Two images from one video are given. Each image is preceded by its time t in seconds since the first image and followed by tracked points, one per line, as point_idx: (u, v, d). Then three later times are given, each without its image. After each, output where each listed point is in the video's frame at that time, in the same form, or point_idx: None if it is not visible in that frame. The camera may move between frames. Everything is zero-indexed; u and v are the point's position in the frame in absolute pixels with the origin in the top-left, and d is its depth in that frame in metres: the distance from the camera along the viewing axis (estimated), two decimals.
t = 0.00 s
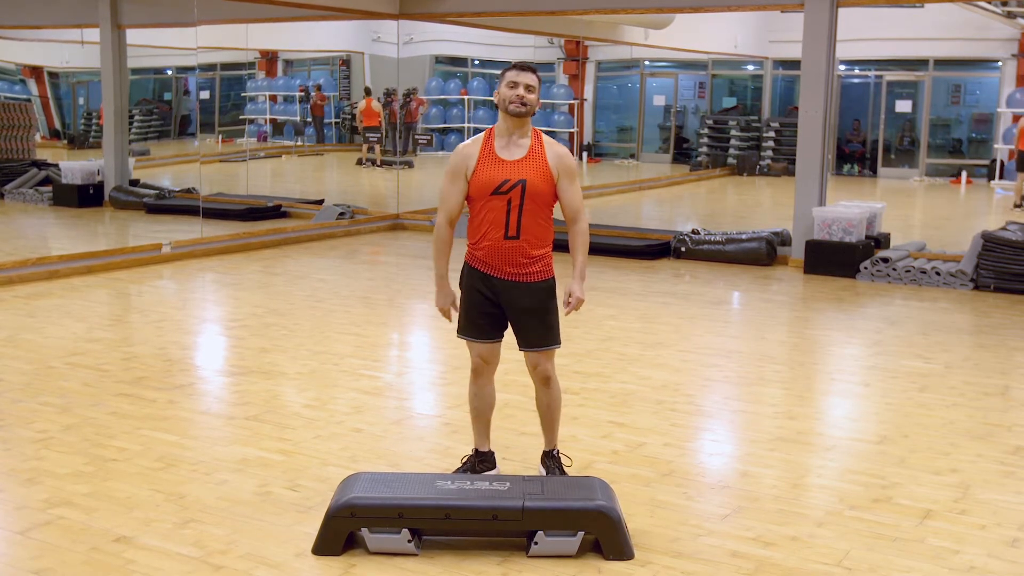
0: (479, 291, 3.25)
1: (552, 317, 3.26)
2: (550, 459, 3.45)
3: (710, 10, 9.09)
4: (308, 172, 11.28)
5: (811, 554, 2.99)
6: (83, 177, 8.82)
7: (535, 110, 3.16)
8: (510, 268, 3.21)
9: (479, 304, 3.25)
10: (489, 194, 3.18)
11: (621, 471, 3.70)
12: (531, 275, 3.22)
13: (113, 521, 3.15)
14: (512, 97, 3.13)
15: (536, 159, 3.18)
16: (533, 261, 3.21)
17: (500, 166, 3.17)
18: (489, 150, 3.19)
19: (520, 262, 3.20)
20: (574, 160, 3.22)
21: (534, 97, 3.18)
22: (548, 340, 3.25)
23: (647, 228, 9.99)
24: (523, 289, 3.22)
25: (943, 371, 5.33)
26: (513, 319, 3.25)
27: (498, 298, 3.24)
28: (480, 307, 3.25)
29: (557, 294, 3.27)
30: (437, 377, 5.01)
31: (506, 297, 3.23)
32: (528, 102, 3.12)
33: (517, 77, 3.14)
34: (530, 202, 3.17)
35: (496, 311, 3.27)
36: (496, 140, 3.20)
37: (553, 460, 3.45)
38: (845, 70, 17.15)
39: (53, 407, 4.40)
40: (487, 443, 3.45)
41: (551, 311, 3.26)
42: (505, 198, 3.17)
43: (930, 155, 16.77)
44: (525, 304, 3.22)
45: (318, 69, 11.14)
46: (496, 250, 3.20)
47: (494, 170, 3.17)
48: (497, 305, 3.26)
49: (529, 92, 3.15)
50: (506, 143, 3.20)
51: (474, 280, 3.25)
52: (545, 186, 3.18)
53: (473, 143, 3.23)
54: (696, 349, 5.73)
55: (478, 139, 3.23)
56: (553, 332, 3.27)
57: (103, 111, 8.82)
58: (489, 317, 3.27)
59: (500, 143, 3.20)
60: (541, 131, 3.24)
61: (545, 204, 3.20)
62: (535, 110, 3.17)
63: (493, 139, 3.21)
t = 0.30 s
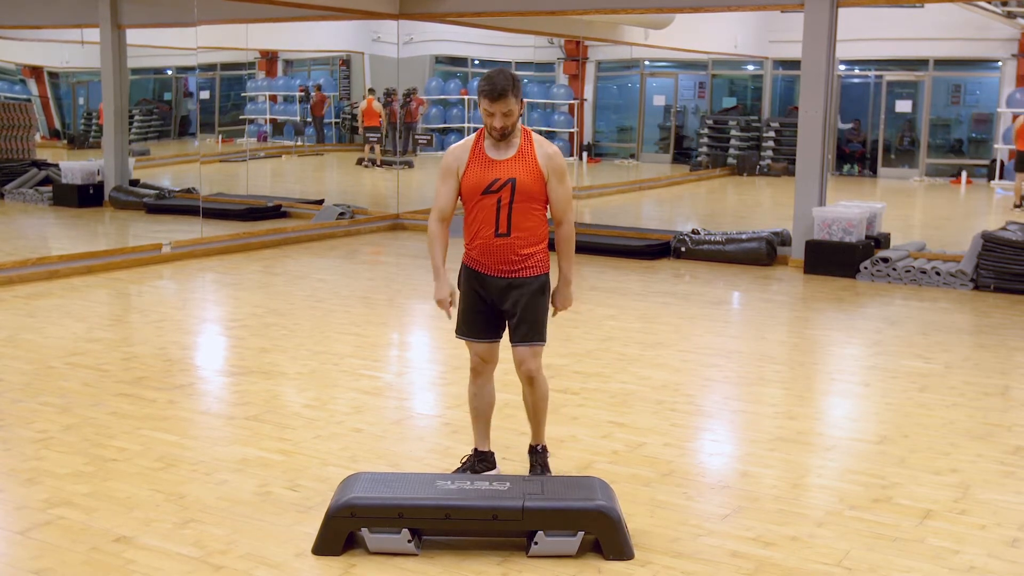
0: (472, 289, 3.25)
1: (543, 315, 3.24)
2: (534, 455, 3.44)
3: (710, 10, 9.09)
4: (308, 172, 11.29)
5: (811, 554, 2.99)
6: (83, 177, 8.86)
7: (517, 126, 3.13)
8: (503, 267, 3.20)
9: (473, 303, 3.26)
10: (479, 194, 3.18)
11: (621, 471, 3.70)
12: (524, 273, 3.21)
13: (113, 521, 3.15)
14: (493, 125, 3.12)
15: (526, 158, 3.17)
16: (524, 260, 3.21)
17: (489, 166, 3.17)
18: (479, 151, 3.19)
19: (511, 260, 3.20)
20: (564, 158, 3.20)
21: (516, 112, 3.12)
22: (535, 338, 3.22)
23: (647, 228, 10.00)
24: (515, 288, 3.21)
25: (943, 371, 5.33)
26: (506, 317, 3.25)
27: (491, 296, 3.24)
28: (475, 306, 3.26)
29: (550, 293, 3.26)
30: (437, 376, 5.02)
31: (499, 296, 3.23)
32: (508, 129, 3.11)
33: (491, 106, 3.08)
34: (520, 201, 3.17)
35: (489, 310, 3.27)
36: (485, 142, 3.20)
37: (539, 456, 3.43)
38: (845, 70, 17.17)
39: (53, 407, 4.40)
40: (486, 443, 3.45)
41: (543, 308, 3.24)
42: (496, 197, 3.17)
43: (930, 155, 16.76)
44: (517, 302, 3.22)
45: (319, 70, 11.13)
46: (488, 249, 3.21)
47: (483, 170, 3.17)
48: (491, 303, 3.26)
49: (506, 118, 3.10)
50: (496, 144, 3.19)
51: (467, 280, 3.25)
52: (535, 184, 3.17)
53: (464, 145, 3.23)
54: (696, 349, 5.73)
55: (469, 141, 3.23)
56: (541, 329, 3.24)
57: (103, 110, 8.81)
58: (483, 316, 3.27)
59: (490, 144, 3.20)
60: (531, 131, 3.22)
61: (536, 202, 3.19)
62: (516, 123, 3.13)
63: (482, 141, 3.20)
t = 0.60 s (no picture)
0: (478, 289, 3.25)
1: (548, 316, 3.26)
2: (534, 459, 3.44)
3: (710, 10, 9.10)
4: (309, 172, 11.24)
5: (811, 554, 2.99)
6: (83, 176, 8.82)
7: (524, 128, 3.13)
8: (509, 269, 3.21)
9: (478, 303, 3.25)
10: (485, 196, 3.18)
11: (621, 471, 3.70)
12: (531, 275, 3.22)
13: (113, 521, 3.15)
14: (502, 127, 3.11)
15: (531, 160, 3.16)
16: (531, 261, 3.21)
17: (495, 169, 3.17)
18: (485, 152, 3.19)
19: (517, 263, 3.20)
20: (570, 160, 3.16)
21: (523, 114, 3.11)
22: (544, 339, 3.27)
23: (647, 228, 10.00)
24: (522, 289, 3.22)
25: (943, 371, 5.33)
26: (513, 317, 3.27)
27: (497, 298, 3.25)
28: (480, 305, 3.25)
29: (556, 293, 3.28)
30: (437, 377, 5.02)
31: (505, 297, 3.24)
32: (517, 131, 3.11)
33: (501, 108, 3.07)
34: (526, 203, 3.17)
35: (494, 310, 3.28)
36: (491, 143, 3.20)
37: (539, 460, 3.43)
38: (845, 69, 17.16)
39: (53, 407, 4.40)
40: (486, 441, 3.46)
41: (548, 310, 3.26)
42: (501, 199, 3.17)
43: (929, 155, 16.75)
44: (523, 303, 3.23)
45: (319, 70, 11.11)
46: (495, 252, 3.21)
47: (489, 172, 3.17)
48: (496, 303, 3.26)
49: (515, 119, 3.09)
50: (501, 145, 3.19)
51: (472, 280, 3.25)
52: (540, 186, 3.16)
53: (470, 145, 3.24)
54: (696, 349, 5.73)
55: (475, 141, 3.23)
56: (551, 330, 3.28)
57: (103, 110, 8.81)
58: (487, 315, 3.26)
59: (496, 144, 3.19)
60: (537, 131, 3.20)
61: (542, 204, 3.19)
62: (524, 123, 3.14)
63: (488, 142, 3.20)
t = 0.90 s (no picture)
0: (474, 292, 3.24)
1: (548, 312, 3.26)
2: (539, 459, 3.44)
3: (710, 10, 9.10)
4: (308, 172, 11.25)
5: (811, 554, 2.99)
6: (83, 177, 8.81)
7: (504, 111, 3.15)
8: (504, 267, 3.21)
9: (475, 308, 3.26)
10: (473, 197, 3.17)
11: (621, 471, 3.70)
12: (528, 271, 3.22)
13: (113, 521, 3.15)
14: (480, 104, 3.14)
15: (514, 154, 3.17)
16: (526, 256, 3.21)
17: (480, 168, 3.17)
18: (467, 153, 3.20)
19: (511, 260, 3.20)
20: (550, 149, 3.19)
21: (501, 96, 3.16)
22: (544, 336, 3.26)
23: (647, 228, 10.07)
24: (519, 287, 3.21)
25: (943, 371, 5.33)
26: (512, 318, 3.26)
27: (493, 299, 3.24)
28: (478, 310, 3.26)
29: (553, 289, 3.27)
30: (437, 377, 5.02)
31: (504, 298, 3.23)
32: (495, 105, 3.12)
33: (481, 81, 3.13)
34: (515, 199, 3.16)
35: (493, 313, 3.28)
36: (472, 143, 3.22)
37: (542, 460, 3.44)
38: (845, 70, 17.16)
39: (53, 407, 4.40)
40: (488, 442, 3.45)
41: (546, 306, 3.25)
42: (490, 197, 3.16)
43: (930, 155, 16.74)
44: (521, 303, 3.22)
45: (319, 70, 11.08)
46: (489, 252, 3.20)
47: (473, 172, 3.18)
48: (493, 306, 3.26)
49: (494, 95, 3.14)
50: (483, 143, 3.20)
51: (469, 284, 3.25)
52: (526, 179, 3.16)
53: (451, 149, 3.25)
54: (696, 349, 5.73)
55: (456, 145, 3.25)
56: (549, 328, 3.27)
57: (103, 110, 8.81)
58: (485, 320, 3.27)
59: (477, 144, 3.20)
60: (515, 125, 3.23)
61: (531, 198, 3.19)
62: (503, 109, 3.17)
63: (469, 142, 3.22)
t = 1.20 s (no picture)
0: (464, 292, 3.24)
1: (538, 307, 3.21)
2: (595, 456, 3.43)
3: (710, 10, 9.10)
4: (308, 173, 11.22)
5: (811, 554, 2.99)
6: (83, 177, 8.78)
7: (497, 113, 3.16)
8: (486, 262, 3.20)
9: (465, 306, 3.25)
10: (457, 188, 3.18)
11: (621, 471, 3.70)
12: (509, 266, 3.19)
13: (114, 521, 3.15)
14: (474, 105, 3.14)
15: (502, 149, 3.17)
16: (508, 252, 3.19)
17: (465, 160, 3.18)
18: (455, 146, 3.22)
19: (494, 254, 3.19)
20: (541, 150, 3.19)
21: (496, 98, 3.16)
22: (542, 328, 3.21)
23: (647, 228, 10.11)
24: (503, 282, 3.20)
25: (943, 371, 5.33)
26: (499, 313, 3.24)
27: (480, 297, 3.24)
28: (467, 307, 3.25)
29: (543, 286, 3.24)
30: (437, 377, 5.02)
31: (489, 294, 3.22)
32: (488, 107, 3.12)
33: (475, 83, 3.13)
34: (498, 192, 3.16)
35: (482, 311, 3.26)
36: (461, 137, 3.23)
37: (598, 456, 3.43)
38: (845, 70, 17.15)
39: (53, 407, 4.40)
40: (488, 441, 3.46)
41: (539, 300, 3.22)
42: (472, 189, 3.16)
43: (929, 155, 16.74)
44: (506, 298, 3.20)
45: (319, 70, 11.08)
46: (471, 245, 3.20)
47: (459, 164, 3.19)
48: (483, 304, 3.25)
49: (488, 97, 3.14)
50: (473, 138, 3.21)
51: (457, 283, 3.25)
52: (512, 174, 3.16)
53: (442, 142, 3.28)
54: (696, 349, 5.73)
55: (447, 138, 3.27)
56: (549, 320, 3.23)
57: (103, 110, 8.80)
58: (473, 317, 3.26)
59: (466, 138, 3.22)
60: (509, 126, 3.24)
61: (515, 194, 3.18)
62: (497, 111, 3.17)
63: (460, 136, 3.23)
